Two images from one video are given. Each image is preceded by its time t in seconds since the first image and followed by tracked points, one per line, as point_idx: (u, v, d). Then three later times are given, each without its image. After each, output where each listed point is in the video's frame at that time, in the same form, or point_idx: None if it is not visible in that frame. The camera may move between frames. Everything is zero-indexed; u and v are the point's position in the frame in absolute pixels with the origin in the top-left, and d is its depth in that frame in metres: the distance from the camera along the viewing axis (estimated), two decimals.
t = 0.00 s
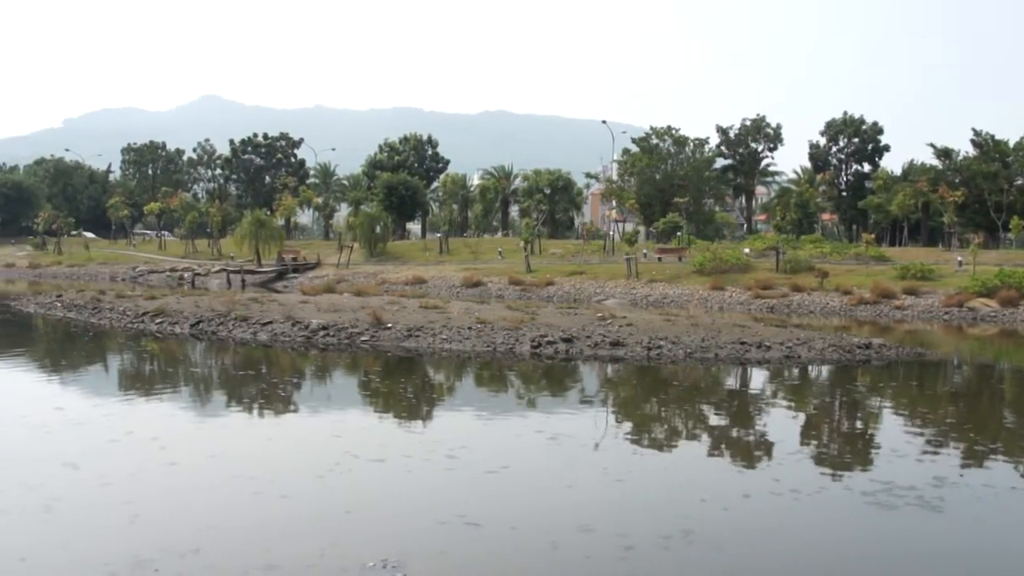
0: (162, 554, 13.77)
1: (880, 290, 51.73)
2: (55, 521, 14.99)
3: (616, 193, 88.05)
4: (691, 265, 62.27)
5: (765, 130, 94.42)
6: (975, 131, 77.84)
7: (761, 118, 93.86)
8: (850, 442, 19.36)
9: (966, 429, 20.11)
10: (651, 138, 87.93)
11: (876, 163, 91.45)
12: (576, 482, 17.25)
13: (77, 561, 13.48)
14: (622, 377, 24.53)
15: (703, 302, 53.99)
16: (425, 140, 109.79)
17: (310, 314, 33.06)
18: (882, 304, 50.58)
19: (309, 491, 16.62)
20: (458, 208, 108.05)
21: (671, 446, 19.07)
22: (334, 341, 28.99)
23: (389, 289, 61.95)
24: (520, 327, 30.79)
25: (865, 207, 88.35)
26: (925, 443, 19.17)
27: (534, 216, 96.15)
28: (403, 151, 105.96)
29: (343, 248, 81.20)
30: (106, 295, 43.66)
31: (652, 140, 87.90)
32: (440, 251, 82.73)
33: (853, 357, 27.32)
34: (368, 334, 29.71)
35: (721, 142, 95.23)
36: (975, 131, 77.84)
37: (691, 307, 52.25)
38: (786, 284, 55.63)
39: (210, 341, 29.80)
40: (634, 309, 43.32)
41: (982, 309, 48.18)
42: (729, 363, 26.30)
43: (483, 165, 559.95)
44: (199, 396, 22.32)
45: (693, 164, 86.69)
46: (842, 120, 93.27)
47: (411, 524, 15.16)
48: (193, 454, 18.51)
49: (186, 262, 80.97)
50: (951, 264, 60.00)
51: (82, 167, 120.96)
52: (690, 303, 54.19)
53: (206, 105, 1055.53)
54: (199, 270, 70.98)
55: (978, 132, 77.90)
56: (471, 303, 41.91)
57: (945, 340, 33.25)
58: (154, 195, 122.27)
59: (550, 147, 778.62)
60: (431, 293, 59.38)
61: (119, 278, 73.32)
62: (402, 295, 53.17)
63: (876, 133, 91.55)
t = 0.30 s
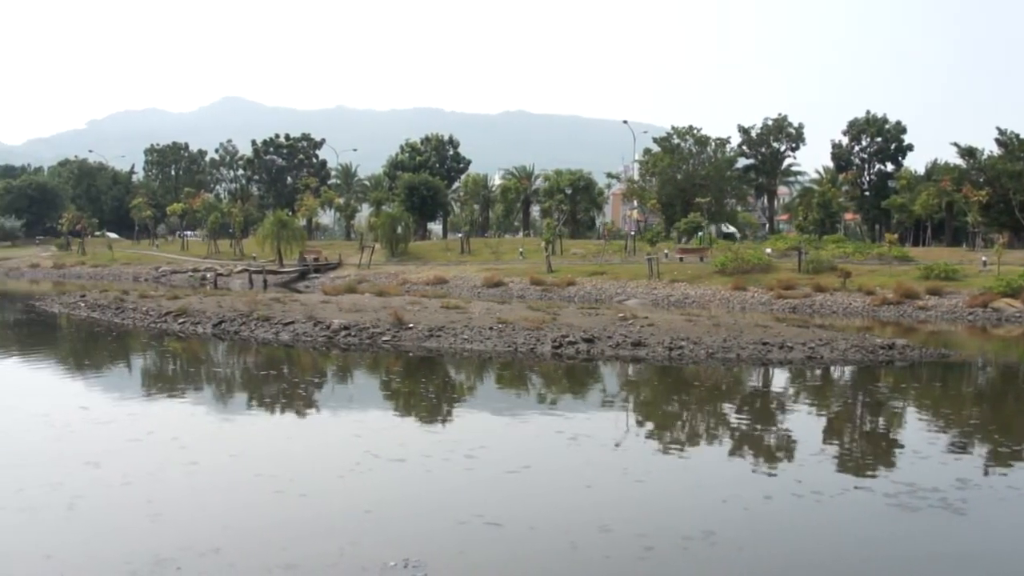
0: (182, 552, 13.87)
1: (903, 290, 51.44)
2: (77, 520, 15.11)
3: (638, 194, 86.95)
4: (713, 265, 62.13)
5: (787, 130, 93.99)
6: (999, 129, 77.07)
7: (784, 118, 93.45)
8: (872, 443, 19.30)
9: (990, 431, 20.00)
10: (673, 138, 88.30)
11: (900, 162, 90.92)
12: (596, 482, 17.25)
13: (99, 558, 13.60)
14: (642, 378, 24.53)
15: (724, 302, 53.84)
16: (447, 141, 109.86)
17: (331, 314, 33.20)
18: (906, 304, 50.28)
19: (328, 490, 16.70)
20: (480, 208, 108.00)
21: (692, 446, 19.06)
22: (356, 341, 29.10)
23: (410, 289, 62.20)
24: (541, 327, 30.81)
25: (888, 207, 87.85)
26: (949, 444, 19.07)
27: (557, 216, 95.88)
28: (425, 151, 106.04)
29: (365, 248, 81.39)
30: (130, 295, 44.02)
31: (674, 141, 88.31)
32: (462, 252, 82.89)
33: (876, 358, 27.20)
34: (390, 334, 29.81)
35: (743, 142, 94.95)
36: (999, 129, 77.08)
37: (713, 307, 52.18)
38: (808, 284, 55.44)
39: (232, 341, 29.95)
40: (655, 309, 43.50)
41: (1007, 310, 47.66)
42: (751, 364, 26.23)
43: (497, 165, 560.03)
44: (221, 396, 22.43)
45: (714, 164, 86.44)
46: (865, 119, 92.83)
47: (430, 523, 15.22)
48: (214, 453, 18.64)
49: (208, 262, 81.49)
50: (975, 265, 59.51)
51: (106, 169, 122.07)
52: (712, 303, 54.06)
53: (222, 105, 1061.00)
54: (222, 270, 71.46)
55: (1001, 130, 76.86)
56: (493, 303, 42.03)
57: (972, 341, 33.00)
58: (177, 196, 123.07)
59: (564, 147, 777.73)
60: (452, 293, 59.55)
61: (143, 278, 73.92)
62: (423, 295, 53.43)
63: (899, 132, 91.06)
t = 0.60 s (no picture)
0: (205, 551, 13.97)
1: (926, 290, 51.14)
2: (99, 518, 15.24)
3: (659, 194, 88.39)
4: (734, 265, 61.98)
5: (809, 129, 93.48)
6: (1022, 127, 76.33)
7: (805, 117, 92.91)
8: (895, 444, 19.20)
9: (1015, 433, 19.85)
10: (694, 138, 87.31)
11: (923, 161, 90.37)
12: (616, 482, 17.27)
13: (123, 556, 13.71)
14: (663, 378, 24.51)
15: (746, 302, 53.72)
16: (467, 141, 109.86)
17: (353, 314, 33.32)
18: (929, 304, 49.95)
19: (350, 490, 16.77)
20: (501, 208, 108.19)
21: (714, 446, 19.05)
22: (377, 341, 29.19)
23: (432, 289, 62.40)
24: (562, 327, 30.83)
25: (911, 207, 87.22)
26: (973, 446, 18.96)
27: (578, 216, 95.71)
28: (446, 151, 106.01)
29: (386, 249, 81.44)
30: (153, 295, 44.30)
31: (695, 141, 87.25)
32: (483, 252, 82.96)
33: (899, 359, 27.08)
34: (411, 334, 29.90)
35: (764, 142, 94.52)
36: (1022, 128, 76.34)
37: (734, 308, 52.07)
38: (830, 284, 55.29)
39: (254, 340, 30.10)
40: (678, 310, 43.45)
41: None
42: (772, 364, 26.17)
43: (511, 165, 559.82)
44: (243, 396, 22.53)
45: (736, 163, 85.91)
46: (887, 118, 92.43)
47: (451, 523, 15.26)
48: (237, 453, 18.75)
49: (230, 262, 82.02)
50: (999, 265, 59.00)
51: (129, 170, 123.02)
52: (734, 304, 53.90)
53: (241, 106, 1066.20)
54: (244, 270, 71.88)
55: None
56: (513, 302, 42.07)
57: (1000, 342, 32.74)
58: (199, 196, 123.76)
59: (577, 146, 776.72)
60: (473, 293, 59.71)
61: (165, 277, 74.45)
62: (444, 295, 53.61)
63: (922, 131, 90.63)
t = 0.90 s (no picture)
0: (225, 550, 14.04)
1: (950, 290, 50.79)
2: (120, 517, 15.34)
3: (680, 194, 88.82)
4: (756, 265, 61.78)
5: (831, 129, 92.92)
6: None
7: (828, 117, 92.35)
8: (918, 446, 19.09)
9: None
10: (716, 138, 87.23)
11: (947, 161, 89.67)
12: (637, 483, 17.26)
13: (143, 555, 13.79)
14: (685, 378, 24.46)
15: (768, 302, 53.56)
16: (488, 141, 109.80)
17: (374, 314, 33.44)
18: (953, 305, 49.56)
19: (369, 490, 16.81)
20: (522, 208, 108.34)
21: (735, 447, 19.01)
22: (398, 341, 29.28)
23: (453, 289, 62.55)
24: (583, 327, 30.81)
25: (934, 207, 86.53)
26: (998, 448, 18.80)
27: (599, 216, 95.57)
28: (467, 152, 106.01)
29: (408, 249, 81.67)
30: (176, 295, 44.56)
31: (716, 140, 87.17)
32: (504, 252, 83.03)
33: (922, 360, 26.91)
34: (432, 334, 29.95)
35: (786, 143, 94.05)
36: None
37: (755, 308, 51.94)
38: (853, 284, 55.04)
39: (275, 341, 30.24)
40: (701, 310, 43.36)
41: None
42: (794, 365, 26.08)
43: (525, 165, 559.83)
44: (265, 396, 22.62)
45: (758, 163, 85.59)
46: (910, 118, 91.80)
47: (470, 522, 15.29)
48: (258, 452, 18.82)
49: (253, 262, 82.64)
50: None
51: (151, 171, 123.91)
52: (756, 304, 53.76)
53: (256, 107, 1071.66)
54: (265, 270, 72.29)
55: None
56: (534, 302, 42.08)
57: None
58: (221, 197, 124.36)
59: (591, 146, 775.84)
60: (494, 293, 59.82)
61: (188, 277, 74.98)
62: (464, 295, 53.77)
63: (945, 130, 89.87)
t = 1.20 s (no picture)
0: (247, 549, 14.12)
1: (974, 291, 50.46)
2: (143, 515, 15.45)
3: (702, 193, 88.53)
4: (778, 265, 61.59)
5: (854, 128, 92.33)
6: None
7: (851, 116, 91.78)
8: (943, 447, 19.00)
9: None
10: (738, 138, 86.55)
11: (971, 160, 88.87)
12: (657, 483, 17.25)
13: (166, 554, 13.88)
14: (706, 379, 24.44)
15: (790, 302, 53.40)
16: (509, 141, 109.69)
17: (395, 314, 33.57)
18: (977, 305, 49.18)
19: (390, 489, 16.89)
20: (543, 208, 108.31)
21: (757, 448, 18.99)
22: (420, 341, 29.37)
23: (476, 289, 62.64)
24: (604, 327, 30.82)
25: (959, 206, 85.81)
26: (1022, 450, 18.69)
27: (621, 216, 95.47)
28: (488, 151, 105.93)
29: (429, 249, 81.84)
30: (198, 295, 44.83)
31: (739, 140, 86.62)
32: (525, 252, 83.09)
33: (946, 360, 26.76)
34: (454, 334, 30.02)
35: (809, 142, 93.56)
36: None
37: (777, 308, 51.80)
38: (876, 284, 54.80)
39: (297, 340, 30.40)
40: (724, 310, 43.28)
41: None
42: (816, 366, 26.00)
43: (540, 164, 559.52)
44: (288, 396, 22.73)
45: (780, 163, 85.24)
46: (934, 117, 91.11)
47: (491, 522, 15.33)
48: (280, 451, 18.92)
49: (275, 262, 83.16)
50: None
51: (173, 172, 124.74)
52: (778, 304, 53.60)
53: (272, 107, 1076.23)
54: (287, 270, 72.69)
55: None
56: (555, 302, 42.11)
57: None
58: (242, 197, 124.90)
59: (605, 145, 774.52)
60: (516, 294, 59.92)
61: (211, 277, 75.51)
62: (486, 295, 53.94)
63: (970, 129, 89.08)
